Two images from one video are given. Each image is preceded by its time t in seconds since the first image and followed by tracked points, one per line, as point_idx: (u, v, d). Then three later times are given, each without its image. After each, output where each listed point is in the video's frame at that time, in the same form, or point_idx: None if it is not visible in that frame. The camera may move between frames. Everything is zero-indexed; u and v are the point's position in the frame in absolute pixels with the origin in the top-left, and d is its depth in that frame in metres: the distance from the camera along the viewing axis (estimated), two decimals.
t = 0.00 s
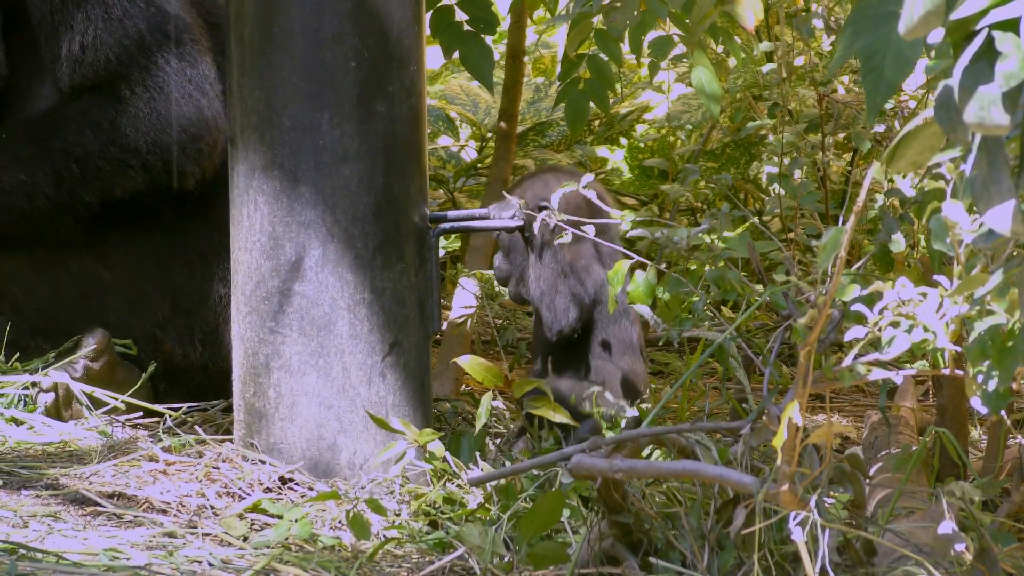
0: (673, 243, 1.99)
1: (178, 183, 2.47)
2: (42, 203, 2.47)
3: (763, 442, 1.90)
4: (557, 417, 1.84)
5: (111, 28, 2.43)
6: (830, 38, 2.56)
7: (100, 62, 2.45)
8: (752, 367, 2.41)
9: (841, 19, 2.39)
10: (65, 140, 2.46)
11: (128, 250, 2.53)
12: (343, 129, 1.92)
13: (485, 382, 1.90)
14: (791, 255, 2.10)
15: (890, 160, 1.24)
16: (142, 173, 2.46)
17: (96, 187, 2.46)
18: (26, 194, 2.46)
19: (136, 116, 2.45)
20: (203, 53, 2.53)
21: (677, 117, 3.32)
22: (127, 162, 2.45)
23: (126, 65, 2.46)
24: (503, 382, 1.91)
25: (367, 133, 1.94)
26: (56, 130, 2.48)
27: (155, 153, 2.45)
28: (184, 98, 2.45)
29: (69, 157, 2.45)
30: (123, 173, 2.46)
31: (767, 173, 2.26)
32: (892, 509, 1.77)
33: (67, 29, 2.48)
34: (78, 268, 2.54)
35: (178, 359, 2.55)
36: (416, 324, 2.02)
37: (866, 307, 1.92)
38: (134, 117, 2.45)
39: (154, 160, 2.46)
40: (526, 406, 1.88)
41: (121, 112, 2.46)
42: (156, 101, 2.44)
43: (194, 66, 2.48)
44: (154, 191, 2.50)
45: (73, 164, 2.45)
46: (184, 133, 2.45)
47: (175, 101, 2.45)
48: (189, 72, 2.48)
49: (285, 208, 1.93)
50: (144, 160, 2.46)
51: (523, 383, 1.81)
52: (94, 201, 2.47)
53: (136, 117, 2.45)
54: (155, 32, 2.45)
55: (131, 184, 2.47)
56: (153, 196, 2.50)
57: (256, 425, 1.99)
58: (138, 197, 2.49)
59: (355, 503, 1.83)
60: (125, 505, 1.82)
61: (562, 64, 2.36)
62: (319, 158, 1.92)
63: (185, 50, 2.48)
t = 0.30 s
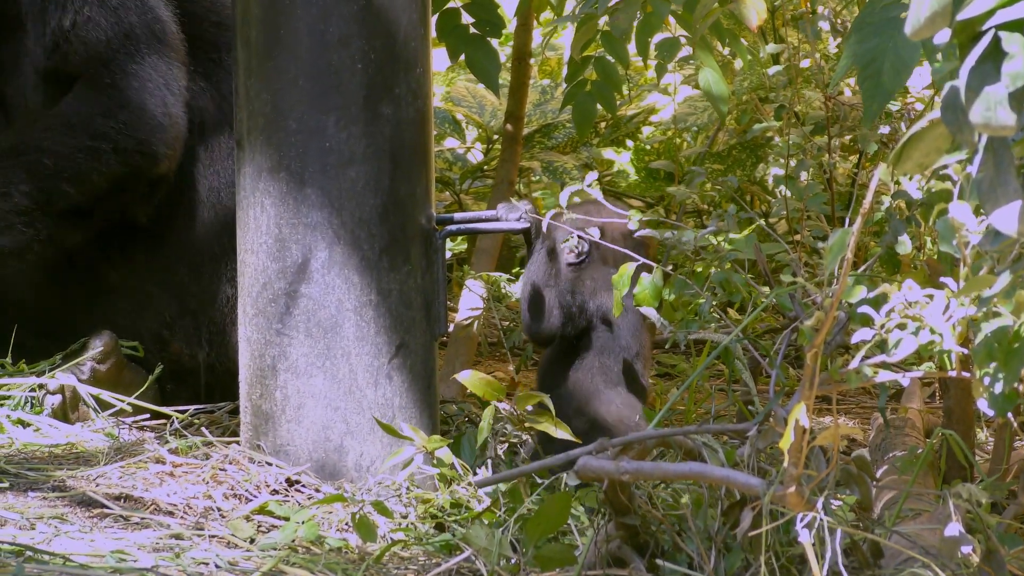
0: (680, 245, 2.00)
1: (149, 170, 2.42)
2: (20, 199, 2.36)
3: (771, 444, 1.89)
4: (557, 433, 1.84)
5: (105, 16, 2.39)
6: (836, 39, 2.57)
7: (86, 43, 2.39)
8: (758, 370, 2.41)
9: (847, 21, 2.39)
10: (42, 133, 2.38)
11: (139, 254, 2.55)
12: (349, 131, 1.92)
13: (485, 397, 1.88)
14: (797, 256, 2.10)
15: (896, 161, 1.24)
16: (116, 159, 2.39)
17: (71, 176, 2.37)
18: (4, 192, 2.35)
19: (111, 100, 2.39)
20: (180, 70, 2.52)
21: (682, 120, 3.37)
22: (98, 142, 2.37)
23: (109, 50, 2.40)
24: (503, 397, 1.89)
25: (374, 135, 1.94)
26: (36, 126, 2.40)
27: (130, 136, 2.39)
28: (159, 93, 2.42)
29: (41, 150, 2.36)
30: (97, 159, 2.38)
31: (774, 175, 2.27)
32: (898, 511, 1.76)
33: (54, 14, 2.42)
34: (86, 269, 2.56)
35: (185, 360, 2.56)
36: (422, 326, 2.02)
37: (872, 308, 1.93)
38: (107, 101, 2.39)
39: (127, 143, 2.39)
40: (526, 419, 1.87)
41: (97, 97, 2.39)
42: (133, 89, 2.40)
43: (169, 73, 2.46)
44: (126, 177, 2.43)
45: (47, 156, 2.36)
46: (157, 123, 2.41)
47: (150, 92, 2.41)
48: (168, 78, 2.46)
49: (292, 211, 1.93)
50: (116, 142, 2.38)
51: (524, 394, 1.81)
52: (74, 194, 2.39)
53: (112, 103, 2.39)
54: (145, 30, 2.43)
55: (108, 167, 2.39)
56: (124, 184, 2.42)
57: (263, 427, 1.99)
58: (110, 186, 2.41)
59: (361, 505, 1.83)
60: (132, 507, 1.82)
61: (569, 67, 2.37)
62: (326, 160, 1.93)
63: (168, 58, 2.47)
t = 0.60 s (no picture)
0: (684, 244, 2.00)
1: (104, 171, 2.39)
2: None
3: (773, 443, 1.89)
4: (560, 436, 1.84)
5: (70, 15, 2.34)
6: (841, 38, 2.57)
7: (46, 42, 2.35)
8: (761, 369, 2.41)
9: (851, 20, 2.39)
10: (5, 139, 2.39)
11: (142, 251, 2.53)
12: (352, 130, 1.92)
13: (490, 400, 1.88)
14: (801, 255, 2.10)
15: (901, 160, 1.25)
16: (68, 162, 2.37)
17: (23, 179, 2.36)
18: None
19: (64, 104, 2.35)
20: (155, 74, 2.45)
21: (687, 119, 3.29)
22: (47, 148, 2.35)
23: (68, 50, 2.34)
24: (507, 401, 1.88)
25: (377, 135, 1.94)
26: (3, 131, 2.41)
27: (80, 139, 2.35)
28: (117, 96, 2.35)
29: None
30: (50, 164, 2.37)
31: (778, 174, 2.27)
32: (902, 511, 1.76)
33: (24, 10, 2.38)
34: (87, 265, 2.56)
35: (188, 360, 2.55)
36: (425, 326, 2.02)
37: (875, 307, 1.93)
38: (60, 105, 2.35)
39: (78, 145, 2.35)
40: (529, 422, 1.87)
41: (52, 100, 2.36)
42: (88, 91, 2.34)
43: (134, 75, 2.39)
44: (85, 179, 2.40)
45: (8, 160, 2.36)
46: (112, 126, 2.36)
47: (104, 94, 2.34)
48: (134, 80, 2.39)
49: (296, 209, 1.93)
50: (66, 144, 2.35)
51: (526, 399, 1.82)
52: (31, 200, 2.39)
53: (65, 106, 2.35)
54: (114, 30, 2.37)
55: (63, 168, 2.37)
56: (81, 186, 2.40)
57: (266, 426, 1.99)
58: (66, 189, 2.39)
59: (364, 504, 1.83)
60: (134, 506, 1.82)
61: (572, 67, 2.38)
62: (329, 159, 1.92)
63: (137, 60, 2.40)
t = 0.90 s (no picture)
0: (686, 241, 2.00)
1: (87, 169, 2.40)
2: None
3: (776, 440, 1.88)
4: (572, 415, 1.86)
5: (58, 13, 2.35)
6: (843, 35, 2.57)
7: (28, 38, 2.33)
8: (763, 365, 2.41)
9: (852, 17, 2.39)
10: None
11: (144, 248, 2.53)
12: (354, 128, 1.92)
13: (503, 382, 1.91)
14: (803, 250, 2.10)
15: (902, 157, 1.25)
16: (51, 161, 2.37)
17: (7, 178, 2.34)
18: None
19: (48, 102, 2.35)
20: (144, 73, 2.45)
21: (690, 116, 3.32)
22: (30, 148, 2.34)
23: (52, 47, 2.34)
24: (520, 383, 1.92)
25: (379, 132, 1.94)
26: None
27: (62, 138, 2.35)
28: (100, 96, 2.36)
29: None
30: (32, 163, 2.36)
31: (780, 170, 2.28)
32: (905, 507, 1.76)
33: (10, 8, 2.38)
34: (87, 261, 2.57)
35: (191, 358, 2.55)
36: (428, 323, 2.02)
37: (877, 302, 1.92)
38: (44, 103, 2.35)
39: (61, 144, 2.35)
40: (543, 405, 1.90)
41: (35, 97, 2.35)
42: (72, 89, 2.35)
43: (121, 74, 2.39)
44: (71, 176, 2.41)
45: None
46: (96, 126, 2.36)
47: (87, 94, 2.35)
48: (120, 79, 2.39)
49: (297, 207, 1.94)
50: (49, 143, 2.35)
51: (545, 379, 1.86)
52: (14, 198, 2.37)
53: (48, 104, 2.35)
54: (105, 30, 2.37)
55: (45, 167, 2.37)
56: (67, 184, 2.41)
57: (269, 423, 1.99)
58: (51, 188, 2.39)
59: (366, 501, 1.83)
60: (137, 503, 1.82)
61: (574, 63, 2.38)
62: (330, 157, 1.93)
63: (126, 60, 2.40)
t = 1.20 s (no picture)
0: (686, 241, 2.00)
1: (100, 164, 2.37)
2: None
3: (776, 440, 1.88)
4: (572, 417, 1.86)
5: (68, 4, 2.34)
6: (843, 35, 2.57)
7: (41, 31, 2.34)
8: (763, 365, 2.41)
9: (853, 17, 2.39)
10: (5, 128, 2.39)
11: (143, 248, 2.53)
12: (354, 128, 1.92)
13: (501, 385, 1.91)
14: (803, 250, 2.10)
15: (902, 156, 1.25)
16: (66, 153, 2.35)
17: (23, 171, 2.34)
18: None
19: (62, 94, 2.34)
20: (155, 66, 2.46)
21: (689, 116, 3.31)
22: (44, 139, 2.33)
23: (65, 39, 2.34)
24: (520, 384, 1.92)
25: (379, 133, 1.94)
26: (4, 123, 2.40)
27: (77, 130, 2.34)
28: (112, 88, 2.36)
29: None
30: (47, 153, 2.34)
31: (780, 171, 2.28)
32: (905, 507, 1.76)
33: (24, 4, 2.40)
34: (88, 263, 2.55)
35: (191, 359, 2.55)
36: (428, 323, 2.02)
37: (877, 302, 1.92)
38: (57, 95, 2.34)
39: (75, 137, 2.34)
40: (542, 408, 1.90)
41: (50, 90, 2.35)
42: (86, 81, 2.34)
43: (135, 68, 2.39)
44: (82, 171, 2.38)
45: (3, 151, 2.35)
46: (109, 118, 2.35)
47: (102, 86, 2.35)
48: (134, 72, 2.39)
49: (298, 207, 1.94)
50: (63, 135, 2.33)
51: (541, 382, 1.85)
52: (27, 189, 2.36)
53: (63, 96, 2.34)
54: (115, 22, 2.38)
55: (59, 161, 2.36)
56: (79, 177, 2.39)
57: (269, 424, 1.99)
58: (63, 180, 2.38)
59: (367, 502, 1.83)
60: (137, 504, 1.82)
61: (574, 63, 2.38)
62: (331, 157, 1.93)
63: (138, 52, 2.40)
